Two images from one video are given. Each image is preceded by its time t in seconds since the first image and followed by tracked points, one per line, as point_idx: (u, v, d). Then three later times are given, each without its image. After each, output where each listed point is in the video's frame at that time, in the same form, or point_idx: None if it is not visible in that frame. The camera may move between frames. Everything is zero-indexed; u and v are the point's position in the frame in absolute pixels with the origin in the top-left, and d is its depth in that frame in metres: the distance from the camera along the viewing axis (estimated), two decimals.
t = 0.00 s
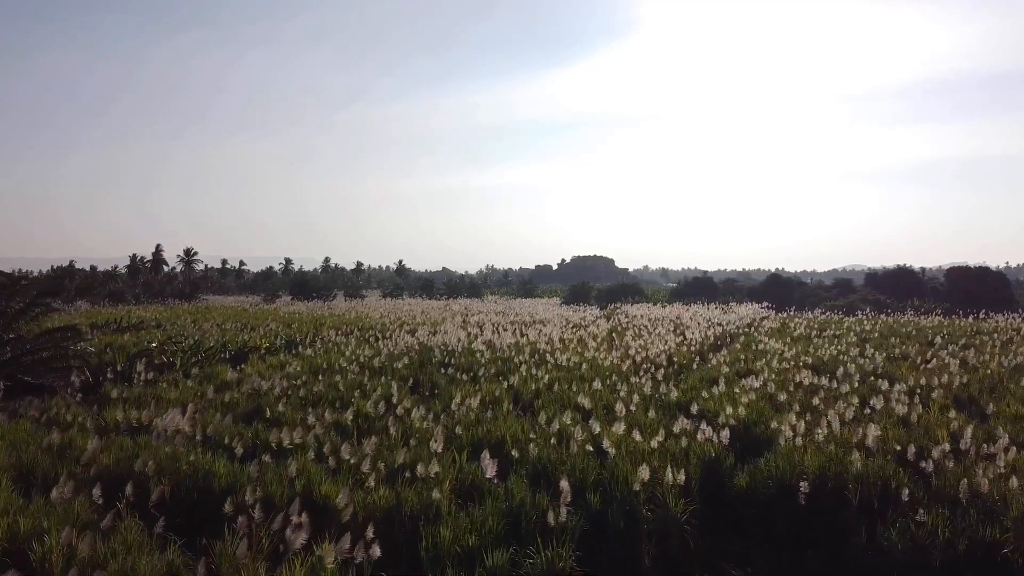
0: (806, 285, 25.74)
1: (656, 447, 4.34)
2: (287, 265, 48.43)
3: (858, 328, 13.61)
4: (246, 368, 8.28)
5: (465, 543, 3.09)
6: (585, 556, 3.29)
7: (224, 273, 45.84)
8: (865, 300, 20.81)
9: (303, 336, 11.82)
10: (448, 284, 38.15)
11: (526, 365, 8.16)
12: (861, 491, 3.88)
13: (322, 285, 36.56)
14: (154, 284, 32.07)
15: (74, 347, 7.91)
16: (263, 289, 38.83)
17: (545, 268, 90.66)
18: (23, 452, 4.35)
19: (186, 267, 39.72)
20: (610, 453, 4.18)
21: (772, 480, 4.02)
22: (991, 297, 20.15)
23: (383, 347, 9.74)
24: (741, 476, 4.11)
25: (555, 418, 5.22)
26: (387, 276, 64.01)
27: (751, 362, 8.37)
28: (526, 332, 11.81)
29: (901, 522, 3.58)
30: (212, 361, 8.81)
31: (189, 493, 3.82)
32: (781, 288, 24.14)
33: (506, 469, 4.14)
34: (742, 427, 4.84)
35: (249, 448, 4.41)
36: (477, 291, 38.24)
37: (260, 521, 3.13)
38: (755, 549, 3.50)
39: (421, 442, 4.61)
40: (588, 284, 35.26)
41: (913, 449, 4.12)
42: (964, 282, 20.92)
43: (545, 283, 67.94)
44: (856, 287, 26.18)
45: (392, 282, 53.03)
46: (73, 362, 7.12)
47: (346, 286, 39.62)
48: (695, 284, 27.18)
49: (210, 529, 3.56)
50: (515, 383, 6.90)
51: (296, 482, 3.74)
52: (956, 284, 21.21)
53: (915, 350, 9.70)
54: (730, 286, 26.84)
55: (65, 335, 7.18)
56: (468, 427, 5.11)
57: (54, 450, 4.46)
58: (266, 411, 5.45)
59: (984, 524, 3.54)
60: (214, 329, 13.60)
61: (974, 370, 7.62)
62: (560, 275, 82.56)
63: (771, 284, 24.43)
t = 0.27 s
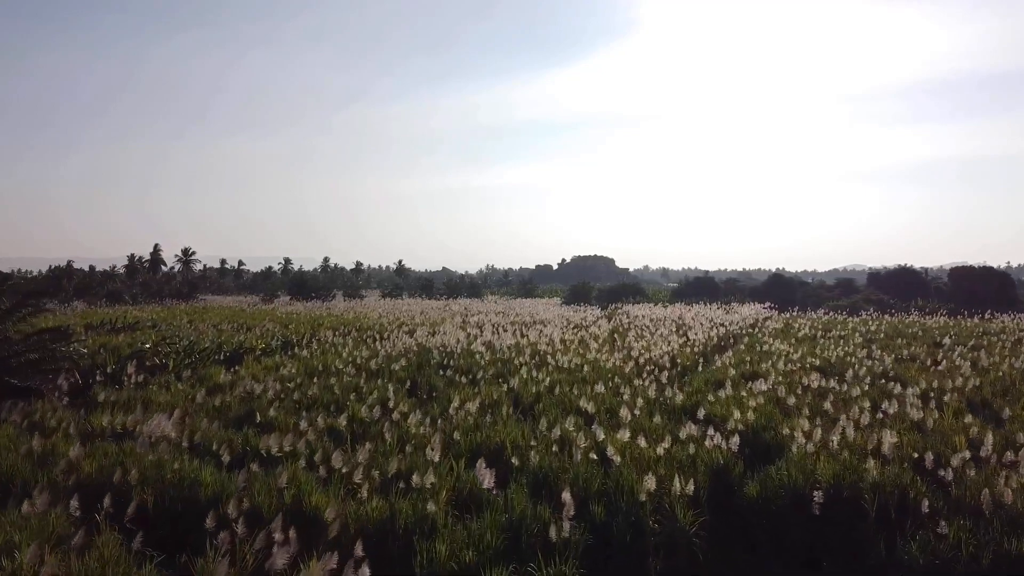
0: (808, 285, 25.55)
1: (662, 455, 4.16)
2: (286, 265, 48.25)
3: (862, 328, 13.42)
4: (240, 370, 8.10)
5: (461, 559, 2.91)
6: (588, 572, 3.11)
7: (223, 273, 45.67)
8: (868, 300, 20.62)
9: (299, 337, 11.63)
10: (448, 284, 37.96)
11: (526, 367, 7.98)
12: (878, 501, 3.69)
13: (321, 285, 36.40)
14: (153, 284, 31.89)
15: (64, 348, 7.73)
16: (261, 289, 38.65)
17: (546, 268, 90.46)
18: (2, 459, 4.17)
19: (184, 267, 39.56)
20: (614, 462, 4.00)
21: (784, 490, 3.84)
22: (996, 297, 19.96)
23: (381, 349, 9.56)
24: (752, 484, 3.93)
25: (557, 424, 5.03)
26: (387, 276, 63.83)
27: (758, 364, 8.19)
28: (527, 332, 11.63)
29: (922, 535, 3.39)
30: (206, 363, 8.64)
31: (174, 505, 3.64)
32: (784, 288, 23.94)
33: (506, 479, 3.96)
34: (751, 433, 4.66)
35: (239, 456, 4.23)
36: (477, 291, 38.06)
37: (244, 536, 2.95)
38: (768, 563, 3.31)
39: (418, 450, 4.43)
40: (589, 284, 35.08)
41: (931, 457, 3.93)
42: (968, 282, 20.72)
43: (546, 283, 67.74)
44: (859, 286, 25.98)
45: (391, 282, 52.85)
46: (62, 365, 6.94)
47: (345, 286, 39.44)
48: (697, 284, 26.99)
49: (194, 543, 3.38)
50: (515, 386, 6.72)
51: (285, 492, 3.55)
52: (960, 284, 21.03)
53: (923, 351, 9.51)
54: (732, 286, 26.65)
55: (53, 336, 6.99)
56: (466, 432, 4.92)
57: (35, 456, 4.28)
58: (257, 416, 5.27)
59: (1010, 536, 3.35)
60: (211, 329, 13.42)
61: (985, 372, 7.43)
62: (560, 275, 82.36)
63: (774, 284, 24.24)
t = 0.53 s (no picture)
0: (810, 285, 25.36)
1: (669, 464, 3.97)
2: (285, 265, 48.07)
3: (867, 328, 13.24)
4: (234, 373, 7.92)
5: None
6: None
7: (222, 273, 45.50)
8: (872, 300, 20.43)
9: (296, 338, 11.45)
10: (448, 284, 37.79)
11: (526, 369, 7.79)
12: (897, 513, 3.50)
13: (320, 285, 36.19)
14: (151, 284, 31.70)
15: (53, 350, 7.54)
16: (260, 289, 38.49)
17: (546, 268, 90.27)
18: None
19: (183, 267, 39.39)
20: (619, 470, 3.83)
21: (798, 499, 3.65)
22: (1000, 296, 19.76)
23: (378, 350, 9.37)
24: (764, 495, 3.74)
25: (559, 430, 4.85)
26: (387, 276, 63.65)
27: (764, 365, 8.01)
28: (527, 333, 11.45)
29: (945, 550, 3.20)
30: (199, 365, 8.46)
31: (157, 517, 3.46)
32: (786, 288, 23.75)
33: (506, 489, 3.78)
34: (761, 439, 4.47)
35: (227, 464, 4.05)
36: (477, 291, 37.86)
37: (227, 553, 2.76)
38: None
39: (414, 457, 4.25)
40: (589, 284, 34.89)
41: (952, 465, 3.74)
42: (972, 281, 20.53)
43: (546, 284, 67.48)
44: (862, 286, 25.79)
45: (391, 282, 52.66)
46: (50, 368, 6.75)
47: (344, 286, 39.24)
48: (698, 284, 26.81)
49: (177, 557, 3.21)
50: (515, 389, 6.54)
51: (272, 503, 3.37)
52: (964, 284, 20.86)
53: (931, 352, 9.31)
54: (733, 286, 26.46)
55: (41, 338, 6.81)
56: (465, 439, 4.74)
57: (15, 464, 4.10)
58: (249, 422, 5.09)
59: None
60: (207, 330, 13.24)
61: (998, 374, 7.24)
62: (560, 274, 82.16)
63: (776, 284, 24.04)
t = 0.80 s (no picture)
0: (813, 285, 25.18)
1: (677, 473, 3.80)
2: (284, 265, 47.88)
3: (872, 329, 13.06)
4: (228, 375, 7.74)
5: None
6: None
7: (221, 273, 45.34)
8: (876, 300, 20.25)
9: (293, 339, 11.26)
10: (448, 284, 37.60)
11: (527, 371, 7.61)
12: (919, 525, 3.31)
13: (319, 285, 36.01)
14: (149, 284, 31.54)
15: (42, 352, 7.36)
16: (259, 289, 38.30)
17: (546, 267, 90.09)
18: None
19: (182, 267, 39.22)
20: (624, 479, 3.65)
21: (813, 510, 3.47)
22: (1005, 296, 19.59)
23: (376, 351, 9.18)
24: (779, 506, 3.55)
25: (561, 435, 4.67)
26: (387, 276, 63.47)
27: (770, 367, 7.82)
28: (528, 334, 11.26)
29: (972, 566, 3.01)
30: (193, 367, 8.29)
31: (138, 528, 3.29)
32: (789, 287, 23.57)
33: (507, 500, 3.60)
34: (772, 447, 4.28)
35: (214, 471, 3.87)
36: (477, 291, 37.69)
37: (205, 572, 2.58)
38: None
39: (410, 465, 4.07)
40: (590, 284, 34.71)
41: (976, 475, 3.55)
42: (977, 281, 20.35)
43: (547, 284, 67.29)
44: (865, 286, 25.61)
45: (391, 281, 52.47)
46: (37, 369, 6.57)
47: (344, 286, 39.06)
48: (700, 283, 26.63)
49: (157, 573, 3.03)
50: (515, 391, 6.35)
51: (259, 515, 3.19)
52: (968, 284, 20.67)
53: (940, 353, 9.13)
54: (735, 286, 26.29)
55: (29, 339, 6.63)
56: (463, 445, 4.55)
57: None
58: (239, 427, 4.91)
59: None
60: (203, 330, 13.06)
61: (1011, 376, 7.06)
62: (561, 274, 81.98)
63: (778, 284, 23.86)
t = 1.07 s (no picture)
0: (815, 284, 24.99)
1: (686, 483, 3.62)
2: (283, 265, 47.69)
3: (878, 329, 12.88)
4: (221, 377, 7.55)
5: None
6: None
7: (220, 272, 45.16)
8: (879, 300, 20.06)
9: (289, 339, 11.08)
10: (448, 284, 37.40)
11: (527, 373, 7.42)
12: (943, 539, 3.12)
13: (317, 285, 35.81)
14: (147, 283, 31.35)
15: (29, 354, 7.17)
16: (258, 289, 38.11)
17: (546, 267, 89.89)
18: None
19: (180, 267, 39.03)
20: (631, 490, 3.46)
21: (831, 523, 3.28)
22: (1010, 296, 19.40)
23: (373, 352, 9.00)
24: (793, 517, 3.36)
25: (564, 442, 4.48)
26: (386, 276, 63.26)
27: (777, 369, 7.63)
28: (528, 334, 11.07)
29: None
30: (185, 369, 8.10)
31: (116, 542, 3.10)
32: (791, 287, 23.38)
33: (507, 512, 3.41)
34: (784, 454, 4.10)
35: (199, 481, 3.69)
36: (477, 291, 37.49)
37: None
38: None
39: (405, 475, 3.88)
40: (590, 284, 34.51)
41: (1002, 485, 3.36)
42: (981, 281, 20.16)
43: (547, 284, 67.09)
44: (867, 286, 25.42)
45: (390, 281, 52.28)
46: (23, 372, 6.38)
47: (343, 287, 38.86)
48: (701, 283, 26.43)
49: None
50: (515, 395, 6.17)
51: (243, 529, 3.00)
52: (973, 284, 20.48)
53: (950, 355, 8.94)
54: (737, 286, 26.10)
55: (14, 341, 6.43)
56: (461, 452, 4.37)
57: None
58: (229, 432, 4.73)
59: None
60: (199, 331, 12.88)
61: None
62: (561, 274, 81.79)
63: (781, 284, 23.67)
